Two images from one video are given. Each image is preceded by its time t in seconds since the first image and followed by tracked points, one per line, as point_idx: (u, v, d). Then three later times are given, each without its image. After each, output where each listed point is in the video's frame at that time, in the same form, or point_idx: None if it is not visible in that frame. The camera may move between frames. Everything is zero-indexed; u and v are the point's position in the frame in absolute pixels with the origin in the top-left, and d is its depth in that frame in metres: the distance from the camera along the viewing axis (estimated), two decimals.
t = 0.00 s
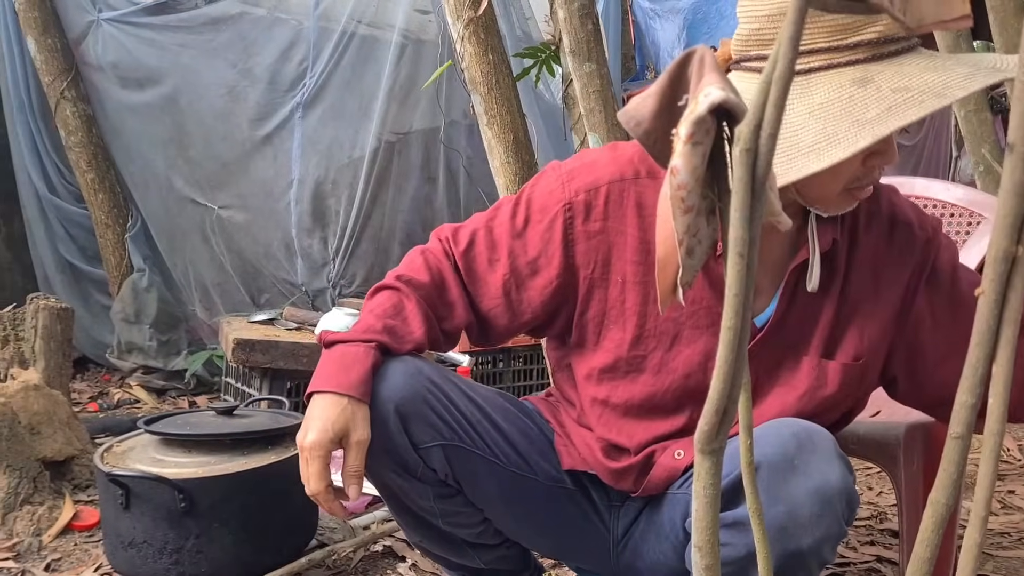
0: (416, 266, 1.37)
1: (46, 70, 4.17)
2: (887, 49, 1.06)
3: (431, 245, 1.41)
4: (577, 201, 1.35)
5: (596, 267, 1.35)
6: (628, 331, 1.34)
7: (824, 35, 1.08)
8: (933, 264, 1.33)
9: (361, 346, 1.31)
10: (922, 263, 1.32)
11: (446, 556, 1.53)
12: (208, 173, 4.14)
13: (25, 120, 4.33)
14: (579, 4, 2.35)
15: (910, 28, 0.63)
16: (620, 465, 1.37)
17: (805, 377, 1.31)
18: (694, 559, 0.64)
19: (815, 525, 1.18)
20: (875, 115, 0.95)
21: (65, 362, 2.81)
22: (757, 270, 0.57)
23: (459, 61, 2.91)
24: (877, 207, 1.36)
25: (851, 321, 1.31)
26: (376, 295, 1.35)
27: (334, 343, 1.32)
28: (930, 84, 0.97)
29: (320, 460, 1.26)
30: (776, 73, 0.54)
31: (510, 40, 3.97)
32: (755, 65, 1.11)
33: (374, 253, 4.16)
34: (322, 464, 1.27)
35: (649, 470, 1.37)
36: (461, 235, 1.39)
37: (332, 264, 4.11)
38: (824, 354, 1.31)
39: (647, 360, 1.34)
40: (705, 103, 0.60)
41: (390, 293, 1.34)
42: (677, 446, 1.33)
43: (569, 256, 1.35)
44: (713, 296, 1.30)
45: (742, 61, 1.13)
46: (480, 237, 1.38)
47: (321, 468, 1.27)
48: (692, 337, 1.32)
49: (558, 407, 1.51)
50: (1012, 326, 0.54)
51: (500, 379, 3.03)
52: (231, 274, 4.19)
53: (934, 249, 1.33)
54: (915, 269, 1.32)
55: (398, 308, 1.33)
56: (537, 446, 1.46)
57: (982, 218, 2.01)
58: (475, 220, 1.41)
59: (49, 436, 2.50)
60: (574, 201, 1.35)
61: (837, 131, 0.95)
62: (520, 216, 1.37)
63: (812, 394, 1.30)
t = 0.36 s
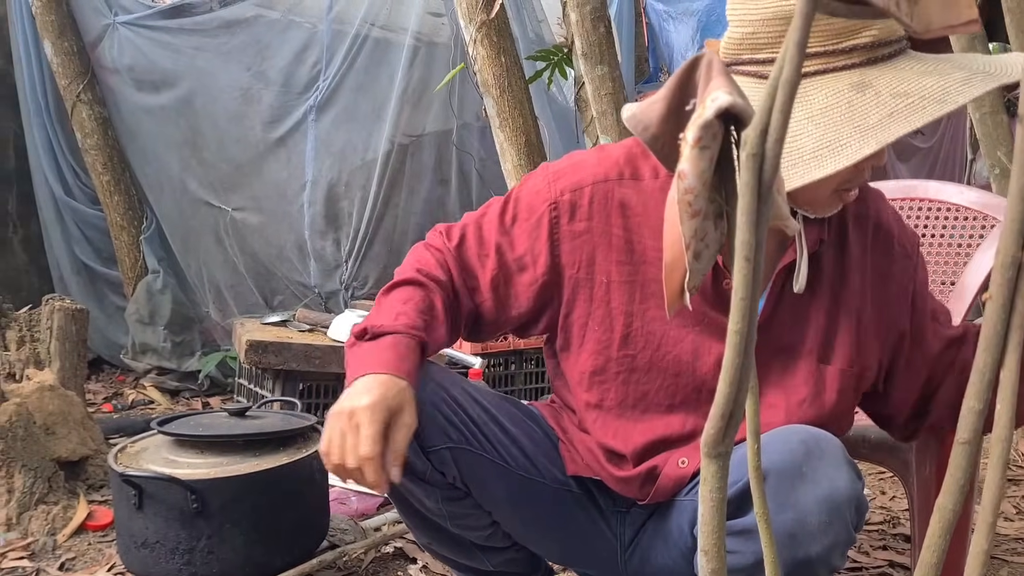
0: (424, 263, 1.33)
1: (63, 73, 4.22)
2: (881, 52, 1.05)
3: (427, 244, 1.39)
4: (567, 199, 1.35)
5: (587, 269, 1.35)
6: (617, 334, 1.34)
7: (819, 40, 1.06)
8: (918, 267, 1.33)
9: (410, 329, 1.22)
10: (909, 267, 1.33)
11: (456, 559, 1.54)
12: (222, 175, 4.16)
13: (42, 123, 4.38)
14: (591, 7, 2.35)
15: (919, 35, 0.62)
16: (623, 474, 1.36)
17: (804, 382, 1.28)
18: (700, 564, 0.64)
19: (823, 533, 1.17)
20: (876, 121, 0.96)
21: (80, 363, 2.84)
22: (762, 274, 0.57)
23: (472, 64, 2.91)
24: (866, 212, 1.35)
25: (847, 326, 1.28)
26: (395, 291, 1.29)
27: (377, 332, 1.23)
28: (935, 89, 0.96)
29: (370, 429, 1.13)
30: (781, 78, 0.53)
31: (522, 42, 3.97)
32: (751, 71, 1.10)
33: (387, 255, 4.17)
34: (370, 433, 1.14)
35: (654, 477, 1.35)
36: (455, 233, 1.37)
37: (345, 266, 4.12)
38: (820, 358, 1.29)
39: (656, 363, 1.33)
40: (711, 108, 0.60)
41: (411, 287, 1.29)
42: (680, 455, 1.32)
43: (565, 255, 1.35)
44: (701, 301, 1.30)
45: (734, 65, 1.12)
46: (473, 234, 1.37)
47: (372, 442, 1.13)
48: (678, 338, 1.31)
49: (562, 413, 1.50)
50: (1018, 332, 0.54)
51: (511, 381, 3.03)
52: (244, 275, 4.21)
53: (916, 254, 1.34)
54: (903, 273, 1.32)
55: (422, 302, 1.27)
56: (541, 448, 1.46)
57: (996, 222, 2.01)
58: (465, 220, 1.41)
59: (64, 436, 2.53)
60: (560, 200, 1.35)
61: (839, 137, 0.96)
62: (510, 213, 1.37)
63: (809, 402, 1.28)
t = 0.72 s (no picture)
0: (494, 317, 1.11)
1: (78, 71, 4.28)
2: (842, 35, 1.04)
3: (458, 300, 1.16)
4: (580, 194, 1.25)
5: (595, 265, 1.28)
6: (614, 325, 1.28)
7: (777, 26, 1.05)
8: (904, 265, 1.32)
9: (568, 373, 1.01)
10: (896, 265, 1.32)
11: (461, 553, 1.57)
12: (234, 173, 4.21)
13: (58, 120, 4.44)
14: (600, 9, 2.38)
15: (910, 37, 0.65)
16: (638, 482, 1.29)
17: (789, 377, 1.27)
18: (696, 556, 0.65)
19: (820, 529, 1.19)
20: (829, 90, 0.91)
21: (93, 357, 2.87)
22: (758, 272, 0.57)
23: (482, 64, 2.93)
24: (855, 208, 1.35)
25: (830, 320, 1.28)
26: (501, 360, 1.06)
27: (546, 408, 0.99)
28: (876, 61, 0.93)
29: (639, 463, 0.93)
30: (778, 80, 0.54)
31: (533, 44, 4.01)
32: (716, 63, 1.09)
33: (396, 254, 4.19)
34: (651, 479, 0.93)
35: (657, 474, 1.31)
36: (483, 272, 1.19)
37: (354, 264, 4.15)
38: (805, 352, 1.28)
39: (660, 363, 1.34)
40: (710, 110, 0.62)
41: (516, 342, 1.08)
42: (677, 453, 1.28)
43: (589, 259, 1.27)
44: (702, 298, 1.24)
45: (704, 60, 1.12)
46: (503, 266, 1.20)
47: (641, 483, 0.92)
48: (667, 331, 1.26)
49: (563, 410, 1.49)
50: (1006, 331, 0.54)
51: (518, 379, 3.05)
52: (255, 273, 4.24)
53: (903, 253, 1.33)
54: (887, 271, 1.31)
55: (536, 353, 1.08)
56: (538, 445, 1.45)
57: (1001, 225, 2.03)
58: (476, 254, 1.23)
59: (76, 430, 2.56)
60: (578, 201, 1.25)
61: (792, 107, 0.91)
62: (530, 232, 1.22)
63: (793, 397, 1.27)
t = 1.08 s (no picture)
0: (562, 390, 1.14)
1: (95, 62, 4.33)
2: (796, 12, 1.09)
3: (523, 369, 1.18)
4: (594, 214, 1.25)
5: (613, 273, 1.25)
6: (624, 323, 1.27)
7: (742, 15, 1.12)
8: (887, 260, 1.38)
9: (647, 457, 1.08)
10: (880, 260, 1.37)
11: (461, 549, 1.59)
12: (247, 166, 4.23)
13: (74, 110, 4.49)
14: (611, 12, 2.41)
15: (902, 49, 0.69)
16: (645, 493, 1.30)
17: (785, 373, 1.28)
18: (683, 545, 0.66)
19: (810, 516, 1.22)
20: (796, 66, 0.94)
21: (104, 344, 2.91)
22: (749, 273, 0.59)
23: (494, 64, 2.96)
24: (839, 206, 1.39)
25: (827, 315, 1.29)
26: (578, 440, 1.11)
27: (628, 498, 1.07)
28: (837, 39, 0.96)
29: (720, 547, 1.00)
30: (771, 90, 0.56)
31: (544, 44, 4.03)
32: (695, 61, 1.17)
33: (405, 250, 4.24)
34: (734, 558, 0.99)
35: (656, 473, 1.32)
36: (534, 328, 1.20)
37: (363, 259, 4.17)
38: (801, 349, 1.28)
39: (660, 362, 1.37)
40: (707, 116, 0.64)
41: (591, 417, 1.12)
42: (676, 446, 1.29)
43: (610, 267, 1.25)
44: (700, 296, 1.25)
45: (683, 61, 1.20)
46: (550, 316, 1.21)
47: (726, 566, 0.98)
48: (671, 332, 1.26)
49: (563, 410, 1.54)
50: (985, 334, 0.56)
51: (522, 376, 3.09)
52: (264, 265, 4.28)
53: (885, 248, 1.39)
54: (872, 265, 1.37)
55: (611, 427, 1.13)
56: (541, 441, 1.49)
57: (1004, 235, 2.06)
58: (520, 307, 1.23)
59: (86, 415, 2.59)
60: (593, 224, 1.25)
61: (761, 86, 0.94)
62: (563, 272, 1.22)
63: (790, 393, 1.28)
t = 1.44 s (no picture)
0: (553, 405, 1.13)
1: (90, 57, 4.31)
2: None
3: (514, 385, 1.17)
4: (572, 223, 1.23)
5: (592, 278, 1.23)
6: (608, 328, 1.25)
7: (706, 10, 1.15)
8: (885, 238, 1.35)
9: (642, 467, 1.06)
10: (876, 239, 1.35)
11: (453, 553, 1.57)
12: (241, 163, 4.22)
13: (69, 106, 4.47)
14: (609, 11, 2.39)
15: (893, 54, 0.69)
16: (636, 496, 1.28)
17: (775, 359, 1.26)
18: (669, 555, 0.64)
19: (801, 516, 1.20)
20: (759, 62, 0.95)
21: (96, 342, 2.89)
22: (738, 278, 0.57)
23: (491, 61, 2.93)
24: (817, 187, 1.37)
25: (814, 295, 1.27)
26: (571, 453, 1.10)
27: (623, 508, 1.05)
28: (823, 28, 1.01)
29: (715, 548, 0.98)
30: (760, 94, 0.53)
31: (542, 41, 4.01)
32: (663, 59, 1.20)
33: (400, 249, 4.21)
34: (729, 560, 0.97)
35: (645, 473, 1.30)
36: (520, 343, 1.18)
37: (358, 258, 4.15)
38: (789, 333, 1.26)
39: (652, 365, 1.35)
40: (697, 119, 0.62)
41: (583, 430, 1.11)
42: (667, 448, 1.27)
43: (589, 273, 1.23)
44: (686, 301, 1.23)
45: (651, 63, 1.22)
46: (535, 329, 1.19)
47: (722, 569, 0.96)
48: (658, 337, 1.25)
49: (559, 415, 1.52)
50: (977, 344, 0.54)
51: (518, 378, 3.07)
52: (259, 264, 4.27)
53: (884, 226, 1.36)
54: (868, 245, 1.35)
55: (604, 439, 1.12)
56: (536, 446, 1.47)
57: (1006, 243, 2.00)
58: (504, 323, 1.22)
59: (77, 414, 2.56)
60: (570, 232, 1.23)
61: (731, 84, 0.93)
62: (544, 285, 1.20)
63: (781, 379, 1.25)
